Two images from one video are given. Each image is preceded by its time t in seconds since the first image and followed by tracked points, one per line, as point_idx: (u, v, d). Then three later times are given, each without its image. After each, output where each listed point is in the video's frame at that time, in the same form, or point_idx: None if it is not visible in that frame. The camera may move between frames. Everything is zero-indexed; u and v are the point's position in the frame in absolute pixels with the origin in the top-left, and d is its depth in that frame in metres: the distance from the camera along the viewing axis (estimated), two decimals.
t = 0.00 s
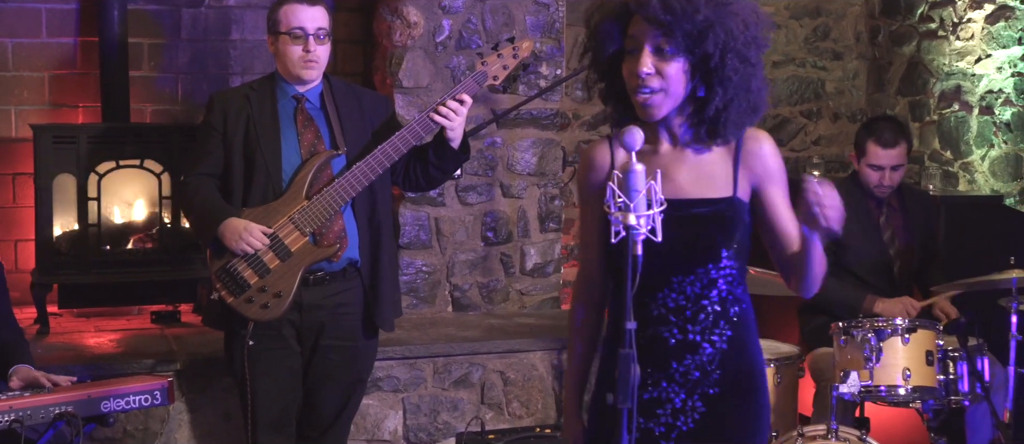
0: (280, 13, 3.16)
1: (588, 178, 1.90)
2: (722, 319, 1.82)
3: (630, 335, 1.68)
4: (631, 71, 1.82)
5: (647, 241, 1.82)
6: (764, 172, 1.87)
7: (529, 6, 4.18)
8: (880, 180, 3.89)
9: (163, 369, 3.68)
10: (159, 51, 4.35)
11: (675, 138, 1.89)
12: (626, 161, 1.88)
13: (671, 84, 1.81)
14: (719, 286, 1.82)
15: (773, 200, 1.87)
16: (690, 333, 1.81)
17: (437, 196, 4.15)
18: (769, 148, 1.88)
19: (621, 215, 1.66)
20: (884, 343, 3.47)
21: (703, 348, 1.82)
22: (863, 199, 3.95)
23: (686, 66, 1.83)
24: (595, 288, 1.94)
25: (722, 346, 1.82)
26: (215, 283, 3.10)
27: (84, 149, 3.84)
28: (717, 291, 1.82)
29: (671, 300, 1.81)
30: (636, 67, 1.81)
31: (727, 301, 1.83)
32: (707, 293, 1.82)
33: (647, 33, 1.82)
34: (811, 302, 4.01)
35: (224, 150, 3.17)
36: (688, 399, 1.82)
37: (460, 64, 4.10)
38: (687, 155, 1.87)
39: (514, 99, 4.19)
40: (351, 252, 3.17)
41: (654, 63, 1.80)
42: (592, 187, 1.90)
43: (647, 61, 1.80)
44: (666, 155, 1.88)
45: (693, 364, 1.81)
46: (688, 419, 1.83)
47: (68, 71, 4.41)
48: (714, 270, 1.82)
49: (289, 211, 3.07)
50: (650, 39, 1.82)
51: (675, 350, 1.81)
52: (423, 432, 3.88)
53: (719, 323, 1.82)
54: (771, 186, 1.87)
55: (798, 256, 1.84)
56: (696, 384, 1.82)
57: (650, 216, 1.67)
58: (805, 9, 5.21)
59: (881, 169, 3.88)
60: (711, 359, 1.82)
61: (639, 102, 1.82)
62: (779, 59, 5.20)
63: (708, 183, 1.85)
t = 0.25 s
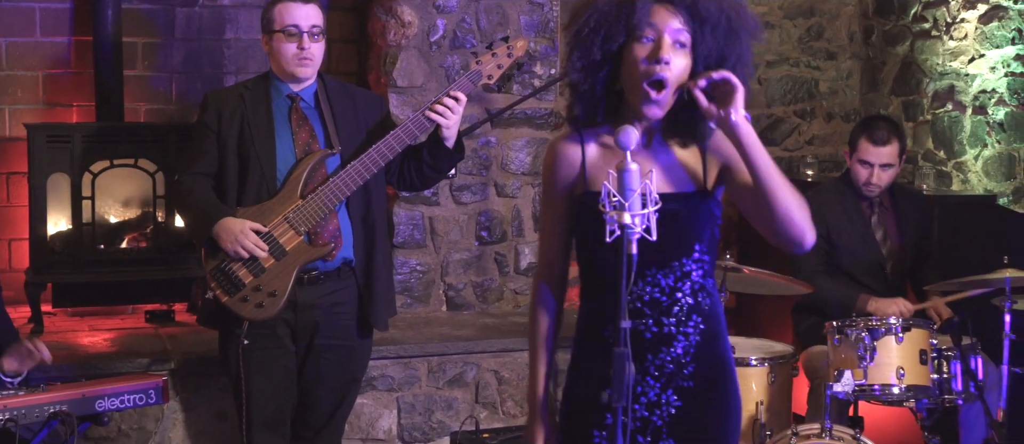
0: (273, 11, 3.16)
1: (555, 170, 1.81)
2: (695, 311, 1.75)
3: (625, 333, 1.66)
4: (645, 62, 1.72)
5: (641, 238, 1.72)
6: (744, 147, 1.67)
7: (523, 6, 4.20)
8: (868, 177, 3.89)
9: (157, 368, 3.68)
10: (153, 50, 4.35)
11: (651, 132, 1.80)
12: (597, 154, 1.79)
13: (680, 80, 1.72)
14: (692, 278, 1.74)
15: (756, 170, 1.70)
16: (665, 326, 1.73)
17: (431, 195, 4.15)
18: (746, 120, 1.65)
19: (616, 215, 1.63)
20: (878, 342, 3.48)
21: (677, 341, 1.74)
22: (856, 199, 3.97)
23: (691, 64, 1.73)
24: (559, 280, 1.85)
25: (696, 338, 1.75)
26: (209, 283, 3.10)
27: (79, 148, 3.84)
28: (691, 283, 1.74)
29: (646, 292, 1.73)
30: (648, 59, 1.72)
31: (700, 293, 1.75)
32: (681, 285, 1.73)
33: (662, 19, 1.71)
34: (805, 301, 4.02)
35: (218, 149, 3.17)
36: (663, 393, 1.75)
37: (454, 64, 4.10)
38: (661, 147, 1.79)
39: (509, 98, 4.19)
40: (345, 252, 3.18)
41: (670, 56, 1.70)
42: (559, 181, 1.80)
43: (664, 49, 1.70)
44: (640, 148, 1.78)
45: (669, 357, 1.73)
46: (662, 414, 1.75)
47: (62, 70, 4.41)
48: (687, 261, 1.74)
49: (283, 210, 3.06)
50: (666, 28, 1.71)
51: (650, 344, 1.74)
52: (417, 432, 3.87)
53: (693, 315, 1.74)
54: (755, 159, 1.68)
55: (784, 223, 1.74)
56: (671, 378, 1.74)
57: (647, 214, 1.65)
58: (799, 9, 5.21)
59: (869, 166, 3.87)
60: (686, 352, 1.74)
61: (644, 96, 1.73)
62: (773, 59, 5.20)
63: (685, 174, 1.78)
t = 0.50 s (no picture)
0: (267, 11, 3.16)
1: (526, 169, 1.83)
2: (669, 309, 1.80)
3: (619, 332, 1.69)
4: (618, 63, 1.79)
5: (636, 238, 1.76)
6: (715, 103, 1.78)
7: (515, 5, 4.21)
8: (863, 171, 3.90)
9: (151, 367, 3.67)
10: (146, 50, 4.36)
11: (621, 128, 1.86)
12: (570, 148, 1.83)
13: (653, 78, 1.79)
14: (667, 275, 1.79)
15: (732, 125, 1.79)
16: (642, 324, 1.79)
17: (425, 195, 4.16)
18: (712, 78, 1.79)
19: (610, 213, 1.67)
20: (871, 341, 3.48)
21: (652, 338, 1.79)
22: (849, 198, 3.98)
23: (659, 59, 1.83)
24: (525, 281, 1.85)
25: (669, 335, 1.80)
26: (203, 282, 3.09)
27: (72, 147, 3.84)
28: (666, 280, 1.79)
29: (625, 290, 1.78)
30: (623, 59, 1.78)
31: (673, 290, 1.80)
32: (657, 282, 1.79)
33: (629, 22, 1.79)
34: (798, 300, 4.03)
35: (212, 149, 3.17)
36: (638, 390, 1.80)
37: (447, 63, 4.12)
38: (634, 136, 1.84)
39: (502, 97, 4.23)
40: (339, 251, 3.17)
41: (642, 56, 1.78)
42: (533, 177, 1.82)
43: (635, 47, 1.78)
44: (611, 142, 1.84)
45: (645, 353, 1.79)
46: (638, 411, 1.80)
47: (56, 70, 4.41)
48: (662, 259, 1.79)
49: (276, 209, 3.06)
50: (633, 29, 1.79)
51: (628, 341, 1.78)
52: (411, 431, 3.87)
53: (666, 313, 1.80)
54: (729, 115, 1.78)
55: (772, 170, 1.81)
56: (646, 374, 1.80)
57: (639, 213, 1.69)
58: (794, 7, 5.05)
59: (866, 159, 3.88)
60: (660, 349, 1.80)
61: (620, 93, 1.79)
62: (767, 58, 5.02)
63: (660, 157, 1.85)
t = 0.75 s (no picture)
0: (255, 11, 3.13)
1: (496, 178, 1.83)
2: (642, 308, 1.86)
3: (606, 333, 1.70)
4: (594, 70, 1.79)
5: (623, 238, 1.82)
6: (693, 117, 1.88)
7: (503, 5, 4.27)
8: (846, 168, 3.92)
9: (138, 368, 3.66)
10: (134, 50, 4.36)
11: (592, 136, 1.89)
12: (543, 158, 1.85)
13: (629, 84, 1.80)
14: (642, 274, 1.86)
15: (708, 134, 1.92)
16: (619, 323, 1.84)
17: (413, 194, 4.22)
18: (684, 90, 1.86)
19: (598, 214, 1.68)
20: (858, 341, 3.48)
21: (629, 338, 1.85)
22: (837, 197, 4.00)
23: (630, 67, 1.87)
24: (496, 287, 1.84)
25: (643, 332, 1.86)
26: (190, 282, 3.05)
27: (60, 147, 3.84)
28: (640, 279, 1.86)
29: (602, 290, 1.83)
30: (599, 67, 1.79)
31: (646, 289, 1.88)
32: (632, 282, 1.85)
33: (604, 31, 1.80)
34: (785, 300, 4.04)
35: (199, 149, 3.12)
36: (615, 389, 1.86)
37: (435, 63, 4.17)
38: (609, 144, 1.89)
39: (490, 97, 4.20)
40: (326, 250, 3.14)
41: (618, 63, 1.79)
42: (506, 185, 1.83)
43: (610, 57, 1.79)
44: (583, 150, 1.87)
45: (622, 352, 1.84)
46: (616, 409, 1.86)
47: (44, 69, 4.41)
48: (638, 260, 1.85)
49: (264, 209, 3.02)
50: (609, 37, 1.80)
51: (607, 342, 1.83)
52: (398, 431, 3.89)
53: (641, 311, 1.86)
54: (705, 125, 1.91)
55: (749, 175, 1.94)
56: (623, 372, 1.85)
57: (626, 214, 1.71)
58: (781, 7, 5.16)
59: (846, 155, 3.91)
60: (635, 348, 1.86)
61: (594, 100, 1.78)
62: (754, 58, 5.14)
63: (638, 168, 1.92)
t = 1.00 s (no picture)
0: (236, 11, 3.12)
1: (469, 173, 1.82)
2: (617, 303, 1.89)
3: (589, 333, 1.70)
4: (574, 65, 1.80)
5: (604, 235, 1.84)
6: (666, 116, 1.91)
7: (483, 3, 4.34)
8: (831, 168, 3.95)
9: (119, 369, 3.66)
10: (115, 49, 4.35)
11: (565, 132, 1.90)
12: (519, 154, 1.85)
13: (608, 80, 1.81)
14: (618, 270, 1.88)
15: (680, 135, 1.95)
16: (600, 320, 1.86)
17: (395, 195, 4.27)
18: (657, 89, 1.89)
19: (580, 214, 1.67)
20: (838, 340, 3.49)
21: (608, 334, 1.87)
22: (817, 197, 4.03)
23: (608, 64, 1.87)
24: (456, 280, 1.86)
25: (620, 327, 1.89)
26: (171, 283, 3.03)
27: (40, 148, 3.84)
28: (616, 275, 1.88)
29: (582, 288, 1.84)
30: (580, 62, 1.79)
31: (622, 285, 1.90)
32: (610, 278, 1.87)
33: (585, 25, 1.79)
34: (766, 299, 4.05)
35: (180, 149, 3.11)
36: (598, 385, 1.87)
37: (417, 63, 4.23)
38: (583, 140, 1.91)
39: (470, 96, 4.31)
40: (308, 250, 3.13)
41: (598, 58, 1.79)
42: (481, 180, 1.83)
43: (590, 52, 1.79)
44: (557, 146, 1.88)
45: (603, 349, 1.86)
46: (599, 405, 1.87)
47: (23, 70, 4.39)
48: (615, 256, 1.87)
49: (246, 208, 3.01)
50: (589, 32, 1.80)
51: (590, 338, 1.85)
52: (381, 431, 3.88)
53: (617, 306, 1.89)
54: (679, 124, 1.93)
55: (717, 174, 1.99)
56: (604, 369, 1.87)
57: (609, 214, 1.69)
58: (761, 8, 5.19)
59: (832, 156, 3.93)
60: (613, 343, 1.88)
61: (573, 96, 1.79)
62: (736, 57, 5.16)
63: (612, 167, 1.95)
